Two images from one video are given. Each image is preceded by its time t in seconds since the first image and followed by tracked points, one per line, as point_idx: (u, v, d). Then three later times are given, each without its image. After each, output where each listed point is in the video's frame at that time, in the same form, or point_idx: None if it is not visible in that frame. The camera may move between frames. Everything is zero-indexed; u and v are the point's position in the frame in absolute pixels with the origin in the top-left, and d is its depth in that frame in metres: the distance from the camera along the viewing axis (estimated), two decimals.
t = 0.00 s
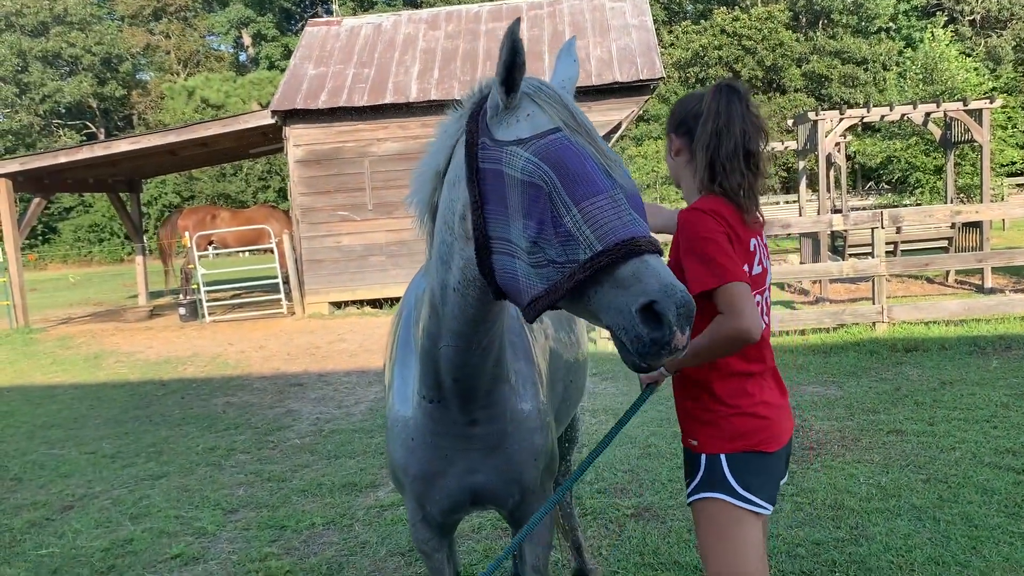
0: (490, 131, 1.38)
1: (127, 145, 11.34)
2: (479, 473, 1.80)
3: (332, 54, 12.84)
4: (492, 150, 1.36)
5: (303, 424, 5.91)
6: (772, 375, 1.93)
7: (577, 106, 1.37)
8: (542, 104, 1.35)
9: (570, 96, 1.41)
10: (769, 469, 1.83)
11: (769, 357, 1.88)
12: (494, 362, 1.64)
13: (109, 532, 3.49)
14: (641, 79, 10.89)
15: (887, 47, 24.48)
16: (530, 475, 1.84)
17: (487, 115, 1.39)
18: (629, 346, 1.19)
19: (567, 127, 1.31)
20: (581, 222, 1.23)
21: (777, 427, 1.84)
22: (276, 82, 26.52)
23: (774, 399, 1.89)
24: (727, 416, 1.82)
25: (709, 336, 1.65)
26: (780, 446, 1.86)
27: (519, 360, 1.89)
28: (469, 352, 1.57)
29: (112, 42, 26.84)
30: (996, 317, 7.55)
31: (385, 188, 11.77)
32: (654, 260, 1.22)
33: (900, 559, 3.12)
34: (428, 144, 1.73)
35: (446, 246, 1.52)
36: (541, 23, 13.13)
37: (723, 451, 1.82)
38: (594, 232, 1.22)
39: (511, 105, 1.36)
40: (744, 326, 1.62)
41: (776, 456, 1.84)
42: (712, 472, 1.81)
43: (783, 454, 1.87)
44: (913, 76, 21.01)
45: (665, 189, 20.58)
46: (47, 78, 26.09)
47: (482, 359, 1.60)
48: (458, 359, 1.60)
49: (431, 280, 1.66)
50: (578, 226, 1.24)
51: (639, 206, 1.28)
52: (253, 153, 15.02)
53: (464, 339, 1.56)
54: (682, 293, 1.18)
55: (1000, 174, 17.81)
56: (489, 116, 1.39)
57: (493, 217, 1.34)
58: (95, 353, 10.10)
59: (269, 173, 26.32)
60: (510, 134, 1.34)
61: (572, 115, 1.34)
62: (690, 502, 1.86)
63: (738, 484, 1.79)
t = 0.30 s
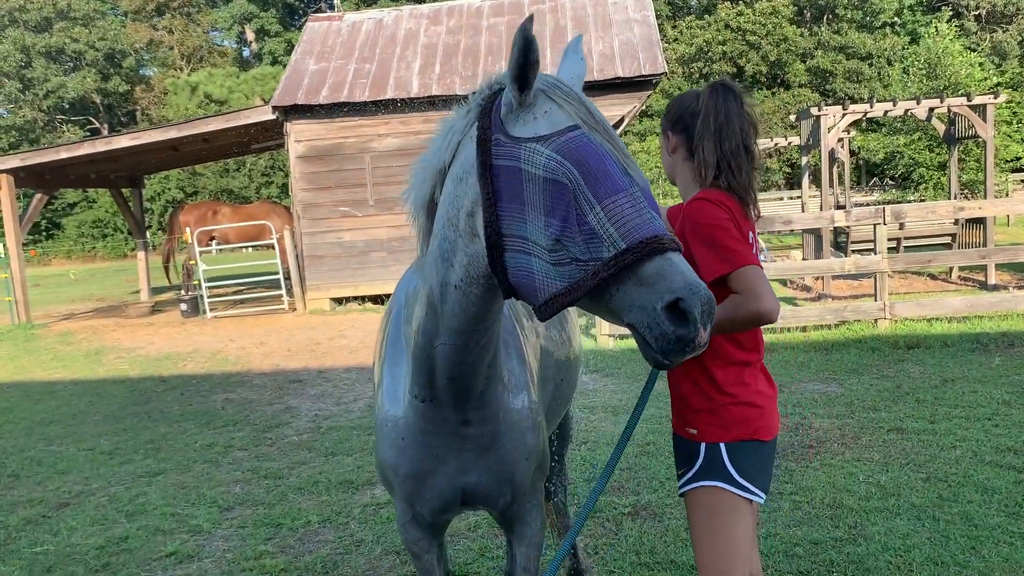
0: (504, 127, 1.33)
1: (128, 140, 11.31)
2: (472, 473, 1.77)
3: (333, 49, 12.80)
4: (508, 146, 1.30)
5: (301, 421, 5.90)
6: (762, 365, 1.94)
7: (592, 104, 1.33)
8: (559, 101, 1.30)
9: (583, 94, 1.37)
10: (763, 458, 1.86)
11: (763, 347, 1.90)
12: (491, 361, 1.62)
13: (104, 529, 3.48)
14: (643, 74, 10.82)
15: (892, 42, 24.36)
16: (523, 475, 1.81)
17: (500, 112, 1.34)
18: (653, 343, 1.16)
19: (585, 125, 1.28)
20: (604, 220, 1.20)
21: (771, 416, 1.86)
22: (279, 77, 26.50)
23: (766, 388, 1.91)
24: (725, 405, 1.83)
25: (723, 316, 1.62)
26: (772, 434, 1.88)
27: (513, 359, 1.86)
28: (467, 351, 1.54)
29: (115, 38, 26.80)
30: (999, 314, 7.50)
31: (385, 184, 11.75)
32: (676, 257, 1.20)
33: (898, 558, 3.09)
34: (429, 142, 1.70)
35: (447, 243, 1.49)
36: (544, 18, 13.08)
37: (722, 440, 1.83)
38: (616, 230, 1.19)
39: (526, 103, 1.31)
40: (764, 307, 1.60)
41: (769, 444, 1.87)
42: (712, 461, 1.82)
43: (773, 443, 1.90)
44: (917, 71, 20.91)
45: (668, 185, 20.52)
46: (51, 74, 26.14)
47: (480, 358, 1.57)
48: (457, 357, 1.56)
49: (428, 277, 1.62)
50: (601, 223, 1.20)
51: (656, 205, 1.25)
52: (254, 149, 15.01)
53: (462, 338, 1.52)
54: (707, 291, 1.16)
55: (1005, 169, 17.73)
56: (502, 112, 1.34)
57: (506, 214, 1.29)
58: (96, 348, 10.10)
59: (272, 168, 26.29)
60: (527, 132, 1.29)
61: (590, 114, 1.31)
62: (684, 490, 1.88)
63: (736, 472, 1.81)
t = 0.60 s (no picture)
0: (490, 121, 1.26)
1: (142, 134, 11.37)
2: (457, 473, 1.72)
3: (347, 44, 12.79)
4: (494, 141, 1.24)
5: (305, 416, 5.91)
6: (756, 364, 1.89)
7: (584, 99, 1.26)
8: (549, 95, 1.23)
9: (574, 87, 1.31)
10: (756, 459, 1.81)
11: (756, 345, 1.85)
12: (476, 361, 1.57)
13: (102, 523, 3.48)
14: (656, 70, 10.77)
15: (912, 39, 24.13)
16: (509, 477, 1.76)
17: (485, 106, 1.28)
18: (643, 348, 1.11)
19: (575, 121, 1.21)
20: (593, 220, 1.14)
21: (764, 416, 1.81)
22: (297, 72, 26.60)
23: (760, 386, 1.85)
24: (717, 405, 1.78)
25: (713, 315, 1.58)
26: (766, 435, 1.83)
27: (499, 357, 1.81)
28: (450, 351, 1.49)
29: (134, 31, 26.86)
30: (1015, 315, 7.38)
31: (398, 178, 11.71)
32: (668, 260, 1.13)
33: (900, 565, 3.03)
34: (415, 135, 1.65)
35: (434, 239, 1.45)
36: (557, 13, 13.00)
37: (715, 441, 1.77)
38: (605, 230, 1.13)
39: (513, 97, 1.24)
40: (754, 307, 1.56)
41: (762, 444, 1.82)
42: (703, 462, 1.77)
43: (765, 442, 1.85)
44: (937, 68, 20.65)
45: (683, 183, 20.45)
46: (71, 68, 26.41)
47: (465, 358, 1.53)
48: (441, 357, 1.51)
49: (413, 274, 1.58)
50: (590, 224, 1.14)
51: (648, 204, 1.19)
52: (268, 143, 15.05)
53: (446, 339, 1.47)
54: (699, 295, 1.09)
55: None
56: (489, 106, 1.26)
57: (491, 212, 1.23)
58: (107, 341, 10.17)
59: (289, 164, 26.42)
60: (516, 127, 1.23)
61: (580, 109, 1.24)
62: (674, 490, 1.83)
63: (729, 474, 1.76)
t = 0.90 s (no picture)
0: (468, 126, 1.21)
1: (178, 129, 11.56)
2: (444, 481, 1.64)
3: (381, 40, 12.85)
4: (470, 148, 1.19)
5: (326, 412, 5.95)
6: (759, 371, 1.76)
7: (566, 104, 1.21)
8: (529, 99, 1.18)
9: (558, 91, 1.25)
10: (758, 473, 1.69)
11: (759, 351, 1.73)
12: (463, 367, 1.50)
13: (118, 516, 3.54)
14: (692, 67, 10.55)
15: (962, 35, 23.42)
16: (499, 485, 1.66)
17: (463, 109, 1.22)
18: (616, 374, 1.07)
19: (554, 128, 1.15)
20: (568, 235, 1.10)
21: (767, 427, 1.69)
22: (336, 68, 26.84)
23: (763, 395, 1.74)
24: (717, 416, 1.66)
25: (705, 319, 1.51)
26: (768, 448, 1.71)
27: (491, 361, 1.73)
28: (435, 356, 1.42)
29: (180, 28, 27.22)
30: None
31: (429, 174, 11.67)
32: (646, 279, 1.09)
33: None
34: (402, 135, 1.60)
35: (417, 245, 1.40)
36: (593, 9, 12.92)
37: (714, 453, 1.66)
38: (581, 247, 1.09)
39: (491, 101, 1.19)
40: (748, 311, 1.48)
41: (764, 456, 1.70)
42: (700, 477, 1.65)
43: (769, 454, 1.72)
44: (986, 65, 20.01)
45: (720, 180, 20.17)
46: (118, 64, 26.97)
47: (450, 363, 1.45)
48: (425, 362, 1.45)
49: (399, 277, 1.52)
50: (565, 238, 1.10)
51: (630, 217, 1.13)
52: (302, 139, 15.19)
53: (430, 344, 1.41)
54: (675, 318, 1.05)
55: None
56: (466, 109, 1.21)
57: (466, 220, 1.18)
58: (141, 333, 10.39)
59: (329, 160, 26.72)
60: (491, 133, 1.17)
61: (562, 113, 1.19)
62: (669, 503, 1.72)
63: (728, 488, 1.64)
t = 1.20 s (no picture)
0: (456, 134, 1.17)
1: (244, 126, 11.87)
2: (454, 494, 1.56)
3: (444, 38, 12.89)
4: (458, 156, 1.14)
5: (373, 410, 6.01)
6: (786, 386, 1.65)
7: (556, 106, 1.14)
8: (516, 103, 1.11)
9: (551, 92, 1.18)
10: (780, 496, 1.58)
11: (784, 365, 1.62)
12: (476, 378, 1.42)
13: (162, 507, 3.65)
14: (757, 65, 10.24)
15: None
16: (510, 500, 1.57)
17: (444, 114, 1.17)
18: (583, 399, 1.01)
19: (538, 135, 1.08)
20: (539, 247, 1.03)
21: (791, 448, 1.58)
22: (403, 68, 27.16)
23: (787, 413, 1.62)
24: (735, 434, 1.56)
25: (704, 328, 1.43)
26: (793, 469, 1.60)
27: (506, 372, 1.65)
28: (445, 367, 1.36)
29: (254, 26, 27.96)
30: None
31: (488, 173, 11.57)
32: (616, 297, 1.01)
33: None
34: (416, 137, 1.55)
35: (423, 251, 1.34)
36: (657, 7, 12.66)
37: (731, 473, 1.56)
38: (553, 260, 1.02)
39: (474, 107, 1.14)
40: (747, 316, 1.39)
41: (787, 479, 1.59)
42: (717, 498, 1.56)
43: (793, 478, 1.61)
44: None
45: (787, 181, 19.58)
46: (194, 60, 27.75)
47: (461, 373, 1.37)
48: (434, 373, 1.38)
49: (410, 284, 1.47)
50: (535, 251, 1.04)
51: (613, 229, 1.06)
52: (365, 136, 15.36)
53: (435, 354, 1.34)
54: (643, 340, 0.98)
55: None
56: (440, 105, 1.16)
57: (455, 234, 1.15)
58: (203, 325, 10.76)
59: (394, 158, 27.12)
60: (475, 140, 1.12)
61: (552, 118, 1.10)
62: (685, 525, 1.62)
63: (745, 513, 1.54)
